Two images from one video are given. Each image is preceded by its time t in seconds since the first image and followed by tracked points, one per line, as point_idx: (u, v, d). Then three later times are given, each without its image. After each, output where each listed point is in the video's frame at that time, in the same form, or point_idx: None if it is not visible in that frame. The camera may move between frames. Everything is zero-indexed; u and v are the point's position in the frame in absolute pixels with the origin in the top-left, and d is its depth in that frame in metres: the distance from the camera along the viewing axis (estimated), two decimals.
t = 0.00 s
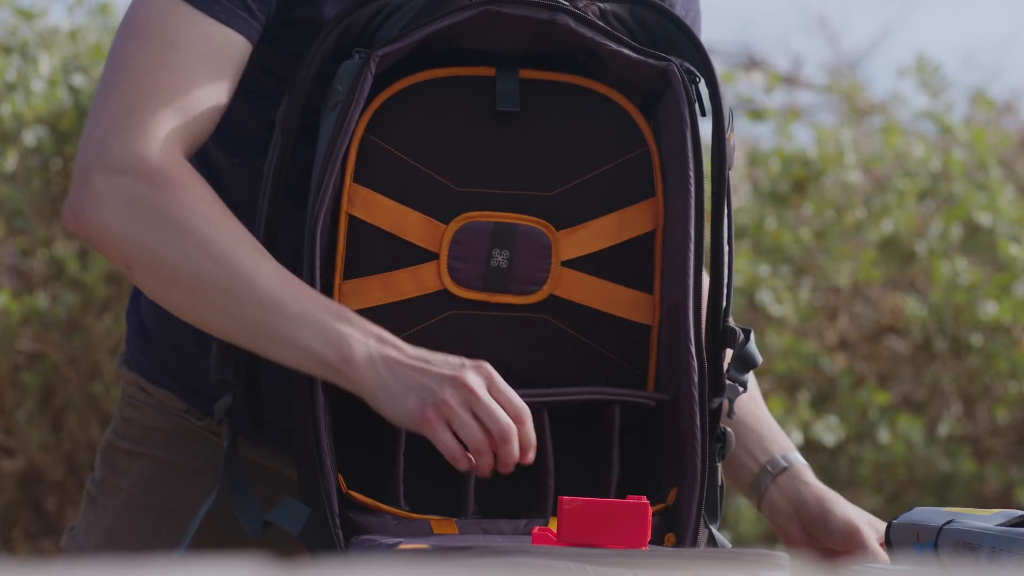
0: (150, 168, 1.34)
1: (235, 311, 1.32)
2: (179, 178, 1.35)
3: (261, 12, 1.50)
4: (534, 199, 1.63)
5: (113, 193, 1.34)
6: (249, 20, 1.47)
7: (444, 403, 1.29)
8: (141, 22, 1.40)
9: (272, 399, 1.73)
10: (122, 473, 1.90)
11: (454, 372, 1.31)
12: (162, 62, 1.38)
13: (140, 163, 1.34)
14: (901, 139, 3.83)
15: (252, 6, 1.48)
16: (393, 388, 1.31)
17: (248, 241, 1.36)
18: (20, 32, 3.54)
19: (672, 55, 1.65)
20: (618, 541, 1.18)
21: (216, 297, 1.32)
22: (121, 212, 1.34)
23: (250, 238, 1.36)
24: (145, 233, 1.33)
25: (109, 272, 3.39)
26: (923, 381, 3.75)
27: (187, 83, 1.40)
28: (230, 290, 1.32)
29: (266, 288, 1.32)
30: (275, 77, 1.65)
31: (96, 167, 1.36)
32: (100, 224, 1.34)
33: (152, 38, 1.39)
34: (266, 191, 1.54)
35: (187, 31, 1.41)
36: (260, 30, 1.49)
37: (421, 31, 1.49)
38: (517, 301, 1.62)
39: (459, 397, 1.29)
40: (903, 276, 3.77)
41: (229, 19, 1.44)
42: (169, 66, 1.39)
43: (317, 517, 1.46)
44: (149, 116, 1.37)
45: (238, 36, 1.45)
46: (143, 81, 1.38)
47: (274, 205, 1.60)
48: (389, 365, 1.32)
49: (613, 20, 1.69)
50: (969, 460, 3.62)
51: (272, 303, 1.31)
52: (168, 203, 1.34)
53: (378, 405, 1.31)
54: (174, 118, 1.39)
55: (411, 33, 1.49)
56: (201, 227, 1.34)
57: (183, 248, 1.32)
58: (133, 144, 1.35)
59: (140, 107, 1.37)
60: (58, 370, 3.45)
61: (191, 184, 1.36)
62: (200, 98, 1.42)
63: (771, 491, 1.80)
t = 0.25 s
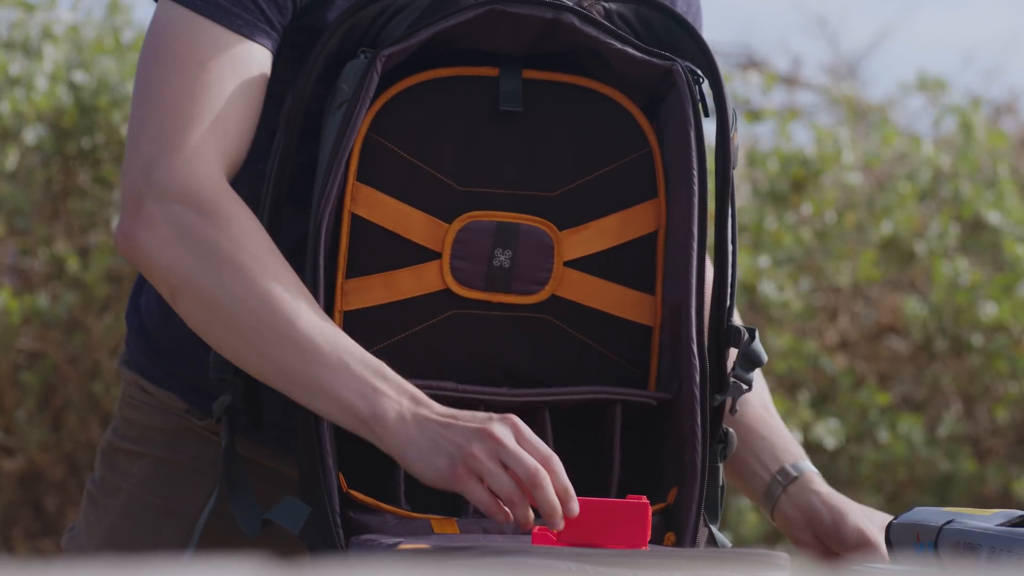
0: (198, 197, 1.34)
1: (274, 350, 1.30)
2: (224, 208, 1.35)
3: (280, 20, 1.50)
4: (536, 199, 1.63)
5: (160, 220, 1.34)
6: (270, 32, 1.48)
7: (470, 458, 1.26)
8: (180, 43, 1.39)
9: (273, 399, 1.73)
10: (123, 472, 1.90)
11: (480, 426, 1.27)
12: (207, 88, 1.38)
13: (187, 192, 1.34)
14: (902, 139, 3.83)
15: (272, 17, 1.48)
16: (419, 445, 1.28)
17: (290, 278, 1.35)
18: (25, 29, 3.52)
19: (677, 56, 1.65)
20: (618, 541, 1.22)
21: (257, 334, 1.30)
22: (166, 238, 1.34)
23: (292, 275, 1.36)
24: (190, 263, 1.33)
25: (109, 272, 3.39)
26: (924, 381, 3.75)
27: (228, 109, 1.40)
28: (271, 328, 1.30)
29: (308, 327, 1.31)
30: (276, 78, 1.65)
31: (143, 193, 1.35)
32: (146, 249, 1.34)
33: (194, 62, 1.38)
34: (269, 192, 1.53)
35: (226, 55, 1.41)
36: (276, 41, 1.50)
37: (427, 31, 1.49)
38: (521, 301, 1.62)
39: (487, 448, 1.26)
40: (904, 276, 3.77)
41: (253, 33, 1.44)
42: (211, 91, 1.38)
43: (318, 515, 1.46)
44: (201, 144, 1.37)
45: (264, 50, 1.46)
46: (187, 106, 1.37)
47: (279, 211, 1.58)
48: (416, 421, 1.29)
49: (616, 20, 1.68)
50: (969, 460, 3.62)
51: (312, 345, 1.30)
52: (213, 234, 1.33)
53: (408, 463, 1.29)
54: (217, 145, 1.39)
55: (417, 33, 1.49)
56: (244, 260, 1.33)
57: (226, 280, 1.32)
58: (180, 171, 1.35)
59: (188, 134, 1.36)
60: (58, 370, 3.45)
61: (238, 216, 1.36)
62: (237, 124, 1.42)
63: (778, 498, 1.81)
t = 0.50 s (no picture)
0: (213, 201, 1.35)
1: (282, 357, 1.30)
2: (238, 213, 1.36)
3: (283, 22, 1.51)
4: (536, 199, 1.63)
5: (174, 221, 1.34)
6: (274, 35, 1.49)
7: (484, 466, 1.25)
8: (192, 47, 1.39)
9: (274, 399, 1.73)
10: (123, 472, 1.90)
11: (490, 432, 1.26)
12: (217, 92, 1.38)
13: (202, 195, 1.35)
14: (901, 139, 3.83)
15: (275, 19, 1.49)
16: (435, 458, 1.28)
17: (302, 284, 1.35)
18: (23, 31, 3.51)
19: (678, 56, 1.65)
20: (619, 540, 1.25)
21: (266, 339, 1.30)
22: (179, 239, 1.34)
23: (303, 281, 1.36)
24: (205, 264, 1.33)
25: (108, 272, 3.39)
26: (923, 381, 3.75)
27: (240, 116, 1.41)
28: (282, 334, 1.30)
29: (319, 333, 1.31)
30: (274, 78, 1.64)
31: (158, 193, 1.35)
32: (161, 248, 1.35)
33: (206, 68, 1.38)
34: (269, 192, 1.53)
35: (235, 61, 1.41)
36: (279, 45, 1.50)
37: (427, 31, 1.50)
38: (521, 301, 1.62)
39: (502, 448, 1.25)
40: (903, 276, 3.77)
41: (256, 35, 1.44)
42: (223, 98, 1.39)
43: (318, 515, 1.46)
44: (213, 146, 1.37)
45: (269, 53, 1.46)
46: (202, 110, 1.37)
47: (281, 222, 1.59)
48: (429, 435, 1.29)
49: (617, 20, 1.68)
50: (969, 460, 3.62)
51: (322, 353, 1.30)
52: (228, 237, 1.34)
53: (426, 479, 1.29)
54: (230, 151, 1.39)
55: (417, 33, 1.49)
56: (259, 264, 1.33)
57: (239, 283, 1.32)
58: (195, 174, 1.35)
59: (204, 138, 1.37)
60: (58, 370, 3.45)
61: (252, 221, 1.36)
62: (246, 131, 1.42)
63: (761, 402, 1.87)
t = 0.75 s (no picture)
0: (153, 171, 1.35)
1: (243, 309, 1.31)
2: (178, 178, 1.35)
3: (266, 21, 1.52)
4: (537, 199, 1.64)
5: (116, 200, 1.35)
6: (255, 30, 1.50)
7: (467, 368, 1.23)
8: (145, 34, 1.42)
9: (274, 399, 1.73)
10: (123, 472, 1.90)
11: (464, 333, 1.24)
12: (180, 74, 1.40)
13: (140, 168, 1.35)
14: (901, 140, 3.84)
15: (254, 13, 1.50)
16: (417, 370, 1.25)
17: (251, 235, 1.34)
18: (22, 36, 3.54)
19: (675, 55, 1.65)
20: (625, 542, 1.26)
21: (222, 295, 1.31)
22: (122, 217, 1.34)
23: (255, 233, 1.34)
24: (146, 236, 1.33)
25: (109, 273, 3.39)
26: (923, 381, 3.75)
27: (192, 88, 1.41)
28: (235, 289, 1.30)
29: (267, 284, 1.29)
30: (278, 78, 1.65)
31: (99, 176, 1.37)
32: (103, 232, 1.35)
33: (153, 49, 1.41)
34: (269, 192, 1.53)
35: (192, 40, 1.42)
36: (263, 41, 1.51)
37: (427, 31, 1.50)
38: (520, 301, 1.63)
39: (462, 371, 1.22)
40: (903, 276, 3.76)
41: (233, 29, 1.46)
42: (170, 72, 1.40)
43: (318, 515, 1.46)
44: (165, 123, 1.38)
45: (244, 44, 1.47)
46: (143, 89, 1.39)
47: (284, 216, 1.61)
48: (412, 345, 1.25)
49: (616, 20, 1.68)
50: (969, 460, 3.62)
51: (277, 298, 1.29)
52: (168, 204, 1.33)
53: (416, 392, 1.26)
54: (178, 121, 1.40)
55: (417, 33, 1.49)
56: (202, 226, 1.33)
57: (184, 248, 1.32)
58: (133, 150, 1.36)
59: (140, 114, 1.38)
60: (58, 371, 3.45)
61: (193, 185, 1.36)
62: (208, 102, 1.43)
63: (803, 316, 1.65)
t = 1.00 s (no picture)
0: (101, 150, 1.42)
1: (189, 286, 1.43)
2: (125, 154, 1.43)
3: (247, 16, 1.53)
4: (535, 199, 1.64)
5: (68, 177, 1.44)
6: (234, 22, 1.51)
7: (414, 364, 1.35)
8: (115, 15, 1.46)
9: (275, 400, 1.74)
10: (122, 471, 1.90)
11: (406, 321, 1.36)
12: (135, 57, 1.44)
13: (90, 146, 1.43)
14: (902, 138, 3.84)
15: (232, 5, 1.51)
16: (365, 359, 1.38)
17: (194, 214, 1.44)
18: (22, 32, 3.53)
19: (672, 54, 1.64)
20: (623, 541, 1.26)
21: (169, 273, 1.43)
22: (71, 193, 1.44)
23: (199, 211, 1.44)
24: (95, 213, 1.43)
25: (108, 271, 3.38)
26: (923, 381, 3.75)
27: (153, 69, 1.45)
28: (180, 268, 1.42)
29: (208, 264, 1.41)
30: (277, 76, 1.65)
31: (52, 153, 1.45)
32: (56, 208, 1.45)
33: (122, 31, 1.45)
34: (269, 192, 1.53)
35: (158, 25, 1.46)
36: (243, 31, 1.53)
37: (425, 31, 1.49)
38: (519, 301, 1.64)
39: (405, 366, 1.35)
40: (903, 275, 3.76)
41: (208, 16, 1.48)
42: (135, 53, 1.44)
43: (318, 516, 1.46)
44: (111, 102, 1.44)
45: (218, 34, 1.49)
46: (102, 69, 1.44)
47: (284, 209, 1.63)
48: (357, 334, 1.37)
49: (614, 21, 1.68)
50: (969, 459, 3.62)
51: (220, 278, 1.41)
52: (118, 185, 1.42)
53: (365, 377, 1.40)
54: (136, 100, 1.45)
55: (415, 32, 1.49)
56: (148, 206, 1.42)
57: (130, 226, 1.42)
58: (84, 127, 1.43)
59: (93, 92, 1.44)
60: (57, 369, 3.44)
61: (142, 164, 1.44)
62: (170, 82, 1.47)
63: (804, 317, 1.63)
